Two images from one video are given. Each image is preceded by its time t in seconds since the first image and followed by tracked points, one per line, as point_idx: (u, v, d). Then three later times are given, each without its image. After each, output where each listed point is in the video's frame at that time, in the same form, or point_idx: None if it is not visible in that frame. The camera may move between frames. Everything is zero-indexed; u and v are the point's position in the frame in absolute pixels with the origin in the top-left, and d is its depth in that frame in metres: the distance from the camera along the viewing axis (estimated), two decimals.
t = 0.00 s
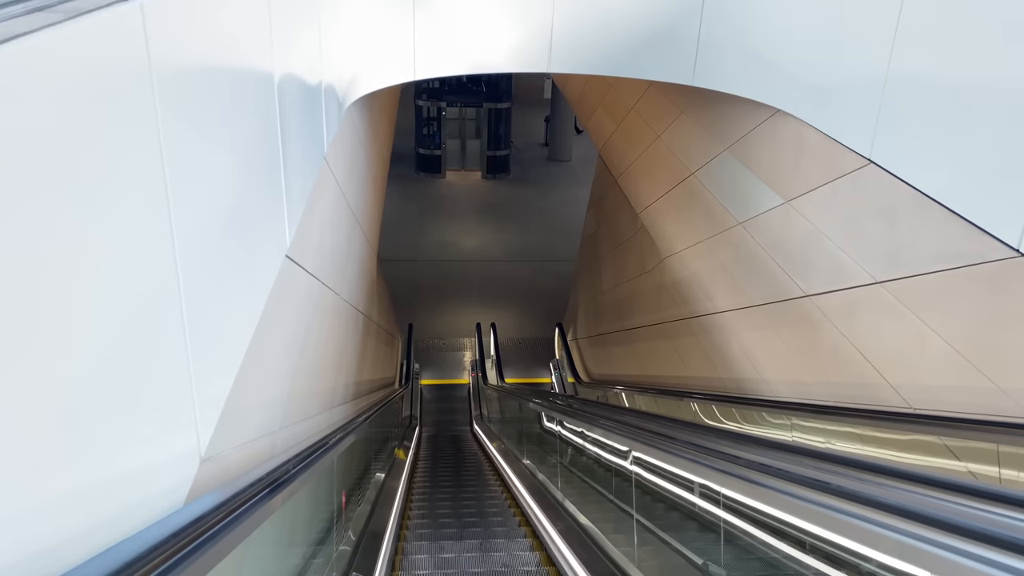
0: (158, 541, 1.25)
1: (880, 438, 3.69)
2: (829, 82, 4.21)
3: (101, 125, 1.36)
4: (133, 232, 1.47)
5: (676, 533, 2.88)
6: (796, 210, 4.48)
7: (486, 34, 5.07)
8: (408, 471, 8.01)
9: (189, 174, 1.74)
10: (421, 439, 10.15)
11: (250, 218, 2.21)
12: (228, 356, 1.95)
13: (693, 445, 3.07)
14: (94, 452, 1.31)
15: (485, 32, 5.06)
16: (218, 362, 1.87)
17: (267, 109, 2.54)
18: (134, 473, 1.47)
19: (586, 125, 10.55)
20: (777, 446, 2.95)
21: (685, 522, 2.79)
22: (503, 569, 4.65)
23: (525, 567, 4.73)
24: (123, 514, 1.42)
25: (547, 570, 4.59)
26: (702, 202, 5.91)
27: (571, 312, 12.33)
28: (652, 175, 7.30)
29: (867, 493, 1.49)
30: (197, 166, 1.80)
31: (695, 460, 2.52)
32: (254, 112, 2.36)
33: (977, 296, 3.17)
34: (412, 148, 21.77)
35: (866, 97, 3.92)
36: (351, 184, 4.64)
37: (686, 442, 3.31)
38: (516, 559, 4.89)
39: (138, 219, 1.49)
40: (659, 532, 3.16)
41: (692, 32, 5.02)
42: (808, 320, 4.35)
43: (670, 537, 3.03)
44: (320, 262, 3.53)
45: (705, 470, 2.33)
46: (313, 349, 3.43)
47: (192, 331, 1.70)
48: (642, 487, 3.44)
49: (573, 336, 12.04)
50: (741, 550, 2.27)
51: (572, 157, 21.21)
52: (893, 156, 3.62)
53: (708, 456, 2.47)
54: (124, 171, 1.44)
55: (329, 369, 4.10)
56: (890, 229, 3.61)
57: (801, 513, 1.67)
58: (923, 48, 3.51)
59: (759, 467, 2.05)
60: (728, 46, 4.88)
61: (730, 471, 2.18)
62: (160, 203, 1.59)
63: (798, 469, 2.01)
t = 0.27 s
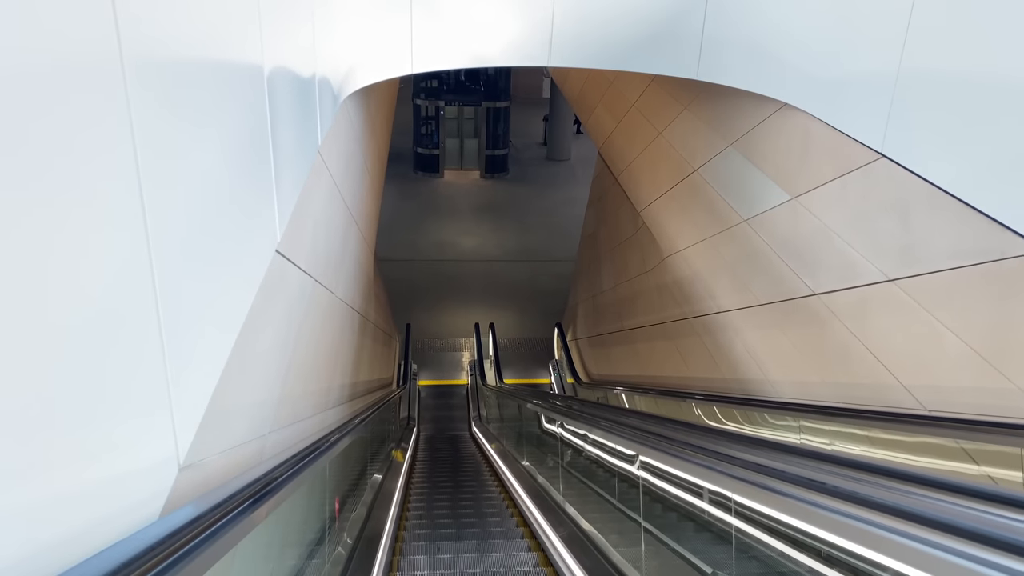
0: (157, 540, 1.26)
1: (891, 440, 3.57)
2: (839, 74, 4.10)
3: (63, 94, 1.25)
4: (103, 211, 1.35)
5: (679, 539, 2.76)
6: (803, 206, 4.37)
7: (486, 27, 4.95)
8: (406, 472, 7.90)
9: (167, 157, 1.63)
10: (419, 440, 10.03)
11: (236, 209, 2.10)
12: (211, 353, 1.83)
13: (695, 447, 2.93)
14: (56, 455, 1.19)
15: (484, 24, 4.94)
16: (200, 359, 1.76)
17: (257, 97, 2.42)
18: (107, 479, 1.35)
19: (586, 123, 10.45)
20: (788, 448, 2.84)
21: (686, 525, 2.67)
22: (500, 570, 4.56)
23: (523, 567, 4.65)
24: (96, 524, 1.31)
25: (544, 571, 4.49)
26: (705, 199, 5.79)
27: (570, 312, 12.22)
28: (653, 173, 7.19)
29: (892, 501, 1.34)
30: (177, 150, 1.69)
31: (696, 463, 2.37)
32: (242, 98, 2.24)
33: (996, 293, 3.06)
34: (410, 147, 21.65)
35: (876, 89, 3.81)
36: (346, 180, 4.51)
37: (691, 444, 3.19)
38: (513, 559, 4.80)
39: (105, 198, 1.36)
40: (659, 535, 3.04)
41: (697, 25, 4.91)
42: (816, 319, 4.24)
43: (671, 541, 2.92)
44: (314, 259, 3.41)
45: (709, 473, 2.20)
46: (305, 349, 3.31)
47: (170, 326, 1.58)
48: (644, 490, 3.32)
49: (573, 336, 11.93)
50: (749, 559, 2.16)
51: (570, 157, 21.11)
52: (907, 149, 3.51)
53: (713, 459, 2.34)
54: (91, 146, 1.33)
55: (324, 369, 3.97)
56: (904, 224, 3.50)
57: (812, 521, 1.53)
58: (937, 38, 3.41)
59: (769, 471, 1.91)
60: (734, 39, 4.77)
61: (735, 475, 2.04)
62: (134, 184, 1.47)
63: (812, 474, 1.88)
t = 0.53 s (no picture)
0: (157, 540, 1.28)
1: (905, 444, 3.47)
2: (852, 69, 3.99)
3: (35, 64, 1.15)
4: (79, 194, 1.25)
5: (687, 546, 2.66)
6: (812, 204, 4.27)
7: (488, 21, 4.84)
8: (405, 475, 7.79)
9: (150, 142, 1.53)
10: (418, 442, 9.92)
11: (225, 202, 2.00)
12: (196, 352, 1.73)
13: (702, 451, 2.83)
14: (31, 459, 1.10)
15: (487, 19, 4.83)
16: (184, 359, 1.65)
17: (248, 85, 2.32)
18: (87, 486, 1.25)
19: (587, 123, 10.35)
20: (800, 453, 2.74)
21: (699, 535, 2.55)
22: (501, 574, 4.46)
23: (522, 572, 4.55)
24: (73, 537, 1.21)
25: None
26: (709, 198, 5.69)
27: (571, 314, 12.11)
28: (656, 172, 7.08)
29: (932, 514, 1.22)
30: (161, 135, 1.59)
31: (705, 469, 2.27)
32: (232, 86, 2.14)
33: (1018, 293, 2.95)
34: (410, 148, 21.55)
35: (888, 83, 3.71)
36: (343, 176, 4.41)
37: (698, 447, 3.09)
38: (512, 565, 4.71)
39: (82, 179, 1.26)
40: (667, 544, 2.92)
41: (703, 18, 4.79)
42: (825, 320, 4.14)
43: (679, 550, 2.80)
44: (310, 257, 3.31)
45: (721, 479, 2.10)
46: (300, 350, 3.21)
47: (151, 322, 1.48)
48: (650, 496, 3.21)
49: (574, 338, 11.82)
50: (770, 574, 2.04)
51: (571, 158, 21.03)
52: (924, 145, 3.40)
53: (723, 464, 2.24)
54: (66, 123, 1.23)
55: (320, 371, 3.87)
56: (921, 222, 3.40)
57: (832, 533, 1.41)
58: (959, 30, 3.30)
59: (783, 478, 1.80)
60: (741, 34, 4.66)
61: (746, 482, 1.93)
62: (113, 166, 1.37)
63: (832, 481, 1.77)
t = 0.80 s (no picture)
0: (126, 562, 1.17)
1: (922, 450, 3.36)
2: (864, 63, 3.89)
3: None
4: (47, 176, 1.15)
5: (699, 556, 2.55)
6: (824, 202, 4.15)
7: (490, 16, 4.74)
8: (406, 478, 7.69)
9: (129, 122, 1.42)
10: (419, 445, 9.80)
11: (212, 193, 1.88)
12: (178, 351, 1.61)
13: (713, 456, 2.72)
14: None
15: (489, 14, 4.74)
16: (166, 359, 1.54)
17: (239, 72, 2.21)
18: (54, 497, 1.14)
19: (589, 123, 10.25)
20: (816, 458, 2.63)
21: (712, 546, 2.44)
22: None
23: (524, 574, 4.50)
24: (38, 555, 1.10)
25: None
26: (716, 197, 5.57)
27: (573, 315, 12.00)
28: (661, 172, 6.97)
29: (981, 532, 1.12)
30: (141, 116, 1.48)
31: (720, 475, 2.15)
32: (222, 71, 2.04)
33: None
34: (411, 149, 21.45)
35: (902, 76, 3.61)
36: (341, 173, 4.30)
37: (708, 451, 2.98)
38: (515, 567, 4.66)
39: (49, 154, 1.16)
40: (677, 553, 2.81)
41: (710, 13, 4.69)
42: (837, 321, 4.02)
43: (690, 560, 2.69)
44: (306, 255, 3.19)
45: (738, 488, 1.98)
46: (295, 350, 3.09)
47: (129, 318, 1.37)
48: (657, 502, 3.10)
49: (576, 340, 11.71)
50: None
51: (572, 159, 20.94)
52: (942, 140, 3.29)
53: (740, 471, 2.12)
54: (33, 93, 1.12)
55: (317, 372, 3.76)
56: (938, 219, 3.29)
57: (872, 553, 1.28)
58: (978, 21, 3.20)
59: (808, 487, 1.68)
60: (749, 28, 4.55)
61: (769, 493, 1.80)
62: (86, 144, 1.27)
63: (861, 490, 1.66)
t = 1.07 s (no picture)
0: None
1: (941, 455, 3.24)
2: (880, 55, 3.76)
3: None
4: None
5: (713, 568, 2.43)
6: (837, 198, 4.03)
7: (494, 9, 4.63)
8: (406, 481, 7.56)
9: (97, 96, 1.30)
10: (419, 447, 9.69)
11: (195, 182, 1.75)
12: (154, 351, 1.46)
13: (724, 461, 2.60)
14: None
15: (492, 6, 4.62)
16: (140, 360, 1.41)
17: (230, 57, 2.09)
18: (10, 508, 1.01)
19: (593, 122, 10.13)
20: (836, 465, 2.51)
21: (727, 557, 2.32)
22: None
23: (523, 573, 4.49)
24: None
25: None
26: (724, 195, 5.44)
27: (576, 317, 11.88)
28: (666, 170, 6.85)
29: None
30: (111, 92, 1.35)
31: (734, 483, 2.03)
32: (210, 52, 1.91)
33: None
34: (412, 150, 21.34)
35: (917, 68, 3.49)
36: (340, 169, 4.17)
37: (718, 457, 2.86)
38: (514, 567, 4.64)
39: (2, 122, 1.03)
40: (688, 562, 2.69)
41: (719, 5, 4.57)
42: (851, 322, 3.90)
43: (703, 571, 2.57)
44: (302, 252, 3.06)
45: (755, 497, 1.85)
46: (290, 352, 2.95)
47: (97, 310, 1.24)
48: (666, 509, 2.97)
49: (578, 342, 11.58)
50: None
51: (574, 160, 20.81)
52: (965, 132, 3.17)
53: (756, 480, 1.99)
54: None
55: (314, 374, 3.63)
56: (960, 215, 3.16)
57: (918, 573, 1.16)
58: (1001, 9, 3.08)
59: (831, 498, 1.56)
60: (759, 21, 4.43)
61: (790, 503, 1.68)
62: (49, 117, 1.14)
63: (892, 501, 1.53)
